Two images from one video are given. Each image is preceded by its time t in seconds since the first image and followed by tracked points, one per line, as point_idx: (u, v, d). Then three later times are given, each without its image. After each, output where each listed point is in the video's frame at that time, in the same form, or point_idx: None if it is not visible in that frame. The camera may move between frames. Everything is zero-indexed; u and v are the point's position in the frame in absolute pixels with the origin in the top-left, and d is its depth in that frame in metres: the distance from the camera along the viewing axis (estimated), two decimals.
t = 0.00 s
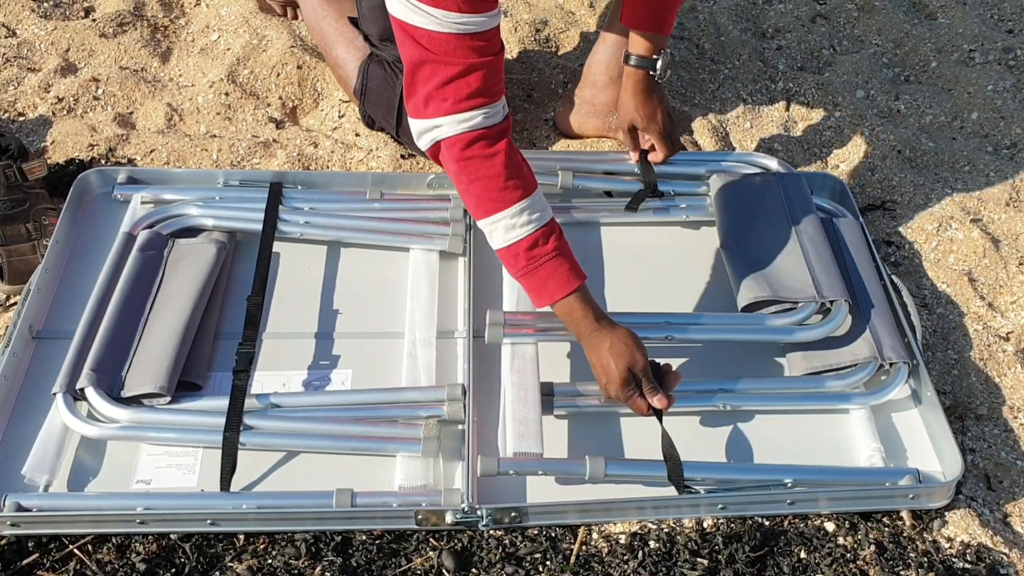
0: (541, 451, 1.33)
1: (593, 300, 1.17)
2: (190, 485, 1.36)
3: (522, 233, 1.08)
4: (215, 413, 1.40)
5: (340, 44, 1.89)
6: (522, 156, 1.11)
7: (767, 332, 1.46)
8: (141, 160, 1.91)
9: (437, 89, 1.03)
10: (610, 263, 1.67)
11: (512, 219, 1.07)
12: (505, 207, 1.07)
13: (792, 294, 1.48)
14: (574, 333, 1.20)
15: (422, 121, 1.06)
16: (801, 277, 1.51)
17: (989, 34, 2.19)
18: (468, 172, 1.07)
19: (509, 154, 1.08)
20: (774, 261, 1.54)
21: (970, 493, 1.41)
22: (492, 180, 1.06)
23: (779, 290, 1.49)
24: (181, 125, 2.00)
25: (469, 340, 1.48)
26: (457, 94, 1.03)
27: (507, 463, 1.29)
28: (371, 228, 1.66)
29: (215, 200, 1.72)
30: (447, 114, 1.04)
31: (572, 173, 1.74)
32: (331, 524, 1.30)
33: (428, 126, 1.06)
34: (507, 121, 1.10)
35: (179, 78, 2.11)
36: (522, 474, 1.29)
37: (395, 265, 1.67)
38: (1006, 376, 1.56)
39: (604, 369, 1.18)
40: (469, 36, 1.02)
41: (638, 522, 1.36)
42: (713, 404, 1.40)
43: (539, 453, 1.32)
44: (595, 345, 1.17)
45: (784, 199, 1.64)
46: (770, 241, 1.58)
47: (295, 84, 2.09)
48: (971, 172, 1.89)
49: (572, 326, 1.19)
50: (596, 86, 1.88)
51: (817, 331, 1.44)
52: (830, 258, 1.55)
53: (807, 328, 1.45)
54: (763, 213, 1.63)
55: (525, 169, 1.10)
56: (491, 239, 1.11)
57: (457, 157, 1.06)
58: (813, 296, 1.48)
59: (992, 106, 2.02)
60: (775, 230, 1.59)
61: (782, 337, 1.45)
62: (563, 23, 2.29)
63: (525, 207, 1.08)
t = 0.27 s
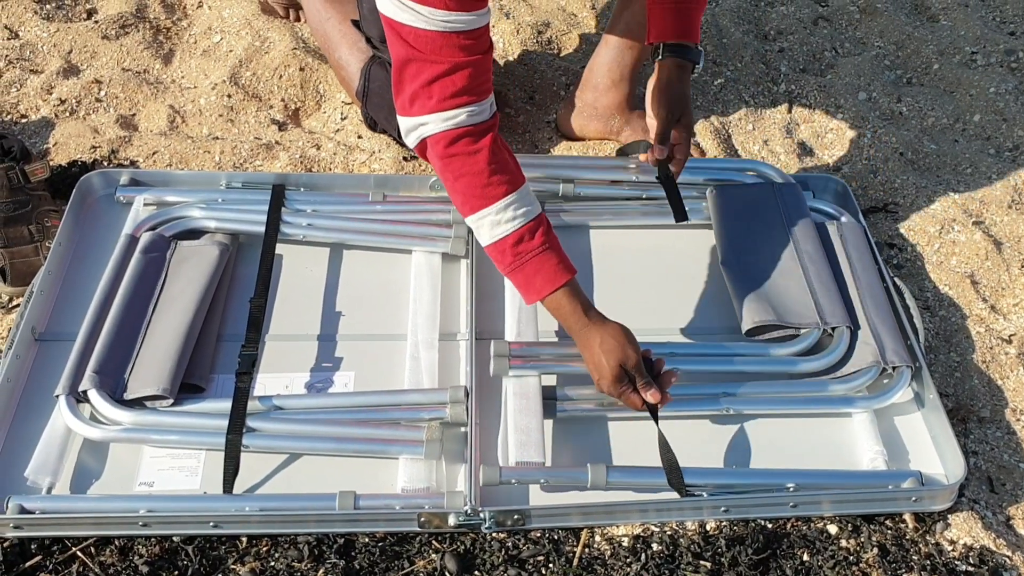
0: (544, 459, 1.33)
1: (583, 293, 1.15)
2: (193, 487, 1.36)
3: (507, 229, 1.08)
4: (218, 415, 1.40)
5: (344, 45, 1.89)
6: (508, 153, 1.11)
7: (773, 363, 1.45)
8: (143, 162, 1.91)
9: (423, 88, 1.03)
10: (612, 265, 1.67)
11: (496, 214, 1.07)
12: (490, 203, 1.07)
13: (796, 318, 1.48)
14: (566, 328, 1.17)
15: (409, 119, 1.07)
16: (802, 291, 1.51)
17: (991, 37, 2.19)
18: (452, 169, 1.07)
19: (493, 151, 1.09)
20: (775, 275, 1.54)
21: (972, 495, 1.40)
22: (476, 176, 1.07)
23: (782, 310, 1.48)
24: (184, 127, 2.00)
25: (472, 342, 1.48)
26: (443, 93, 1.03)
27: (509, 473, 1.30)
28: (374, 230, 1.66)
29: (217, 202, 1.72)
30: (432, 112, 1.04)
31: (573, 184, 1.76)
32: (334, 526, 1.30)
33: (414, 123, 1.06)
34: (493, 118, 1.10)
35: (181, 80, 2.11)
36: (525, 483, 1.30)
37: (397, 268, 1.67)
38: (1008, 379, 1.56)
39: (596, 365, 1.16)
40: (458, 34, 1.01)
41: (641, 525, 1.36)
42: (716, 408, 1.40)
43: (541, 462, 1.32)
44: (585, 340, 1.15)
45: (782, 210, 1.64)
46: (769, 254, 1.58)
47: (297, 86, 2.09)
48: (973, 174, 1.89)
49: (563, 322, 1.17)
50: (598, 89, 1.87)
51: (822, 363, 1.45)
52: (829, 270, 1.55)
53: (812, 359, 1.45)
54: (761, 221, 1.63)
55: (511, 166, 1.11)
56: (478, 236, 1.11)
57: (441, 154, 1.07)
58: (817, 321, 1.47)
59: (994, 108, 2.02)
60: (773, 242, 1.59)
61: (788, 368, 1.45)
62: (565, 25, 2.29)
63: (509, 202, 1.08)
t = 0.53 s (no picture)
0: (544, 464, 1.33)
1: (583, 290, 1.16)
2: (192, 488, 1.36)
3: (506, 229, 1.08)
4: (217, 417, 1.40)
5: (344, 46, 1.89)
6: (507, 153, 1.11)
7: (774, 366, 1.45)
8: (144, 164, 1.91)
9: (420, 91, 1.03)
10: (613, 267, 1.67)
11: (496, 214, 1.08)
12: (488, 203, 1.07)
13: (796, 322, 1.47)
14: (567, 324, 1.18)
15: (407, 121, 1.07)
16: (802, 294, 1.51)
17: (992, 38, 2.19)
18: (451, 170, 1.07)
19: (491, 152, 1.09)
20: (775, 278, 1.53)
21: (973, 497, 1.40)
22: (474, 177, 1.07)
23: (782, 314, 1.48)
24: (184, 129, 2.00)
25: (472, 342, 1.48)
26: (439, 96, 1.02)
27: (509, 478, 1.30)
28: (374, 232, 1.67)
29: (217, 203, 1.72)
30: (430, 115, 1.04)
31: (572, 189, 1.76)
32: (333, 529, 1.30)
33: (413, 125, 1.06)
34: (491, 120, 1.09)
35: (181, 81, 2.11)
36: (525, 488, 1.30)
37: (398, 269, 1.67)
38: (1009, 381, 1.56)
39: (596, 361, 1.17)
40: (455, 37, 1.00)
41: (641, 527, 1.36)
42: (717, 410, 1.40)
43: (541, 467, 1.32)
44: (585, 337, 1.16)
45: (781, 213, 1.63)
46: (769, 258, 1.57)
47: (297, 88, 2.09)
48: (973, 176, 1.89)
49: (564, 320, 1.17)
50: (597, 90, 1.87)
51: (822, 365, 1.44)
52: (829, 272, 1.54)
53: (813, 362, 1.45)
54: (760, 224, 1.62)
55: (509, 166, 1.10)
56: (477, 236, 1.11)
57: (439, 156, 1.07)
58: (819, 324, 1.46)
59: (994, 110, 2.02)
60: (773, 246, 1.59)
61: (789, 371, 1.45)
62: (566, 26, 2.29)
63: (508, 203, 1.08)
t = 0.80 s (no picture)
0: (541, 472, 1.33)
1: (596, 295, 1.13)
2: (188, 489, 1.36)
3: (518, 234, 1.08)
4: (213, 418, 1.40)
5: (342, 47, 1.89)
6: (517, 159, 1.11)
7: (790, 390, 1.40)
8: (142, 164, 1.91)
9: (430, 96, 1.04)
10: (611, 269, 1.68)
11: (508, 218, 1.07)
12: (500, 208, 1.07)
13: (810, 340, 1.44)
14: (580, 332, 1.15)
15: (417, 127, 1.07)
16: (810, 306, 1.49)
17: (990, 39, 2.19)
18: (463, 176, 1.07)
19: (502, 158, 1.09)
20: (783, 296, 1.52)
21: (970, 497, 1.40)
22: (486, 182, 1.07)
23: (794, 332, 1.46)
24: (183, 129, 2.00)
25: (469, 344, 1.48)
26: (450, 100, 1.04)
27: (506, 484, 1.29)
28: (372, 233, 1.67)
29: (215, 204, 1.72)
30: (441, 120, 1.04)
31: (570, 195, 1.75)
32: (329, 531, 1.30)
33: (423, 132, 1.07)
34: (501, 126, 1.10)
35: (180, 82, 2.11)
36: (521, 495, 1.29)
37: (397, 270, 1.67)
38: (1007, 381, 1.56)
39: (615, 367, 1.14)
40: (464, 42, 1.02)
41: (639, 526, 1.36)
42: (718, 419, 1.40)
43: (537, 475, 1.32)
44: (602, 343, 1.13)
45: (788, 230, 1.61)
46: (781, 280, 1.54)
47: (296, 88, 2.09)
48: (971, 176, 1.89)
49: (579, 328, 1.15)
50: (596, 91, 1.87)
51: (838, 386, 1.40)
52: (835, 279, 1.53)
53: (829, 383, 1.41)
54: (767, 242, 1.60)
55: (520, 172, 1.11)
56: (490, 243, 1.10)
57: (450, 163, 1.07)
58: (832, 341, 1.44)
59: (992, 110, 2.02)
60: (783, 266, 1.56)
61: (806, 394, 1.40)
62: (564, 27, 2.29)
63: (520, 206, 1.07)
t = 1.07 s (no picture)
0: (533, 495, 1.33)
1: (594, 313, 1.15)
2: (183, 490, 1.36)
3: (520, 250, 1.08)
4: (211, 419, 1.40)
5: (342, 46, 1.89)
6: (519, 176, 1.12)
7: (790, 412, 1.39)
8: (142, 163, 1.92)
9: (435, 110, 1.04)
10: (611, 271, 1.68)
11: (510, 234, 1.07)
12: (502, 224, 1.07)
13: (813, 363, 1.43)
14: (578, 350, 1.17)
15: (420, 141, 1.07)
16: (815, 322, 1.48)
17: (989, 39, 2.20)
18: (465, 191, 1.07)
19: (505, 175, 1.09)
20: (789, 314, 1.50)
21: (970, 497, 1.41)
22: (488, 198, 1.07)
23: (798, 353, 1.45)
24: (183, 129, 2.00)
25: (467, 351, 1.48)
26: (454, 117, 1.04)
27: (497, 505, 1.29)
28: (372, 233, 1.67)
29: (221, 205, 1.73)
30: (444, 136, 1.04)
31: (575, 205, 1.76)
32: (325, 534, 1.30)
33: (425, 146, 1.07)
34: (504, 144, 1.10)
35: (180, 81, 2.11)
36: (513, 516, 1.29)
37: (398, 274, 1.67)
38: (1006, 380, 1.56)
39: (614, 384, 1.16)
40: (469, 59, 1.03)
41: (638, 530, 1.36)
42: (717, 434, 1.39)
43: (529, 497, 1.32)
44: (601, 360, 1.15)
45: (794, 240, 1.61)
46: (786, 294, 1.54)
47: (296, 88, 2.09)
48: (971, 175, 1.89)
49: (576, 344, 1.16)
50: (596, 90, 1.88)
51: (840, 410, 1.38)
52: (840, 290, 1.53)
53: (830, 406, 1.39)
54: (774, 252, 1.60)
55: (521, 188, 1.11)
56: (490, 258, 1.11)
57: (453, 177, 1.07)
58: (837, 363, 1.43)
59: (991, 110, 2.02)
60: (789, 277, 1.55)
61: (806, 417, 1.39)
62: (564, 27, 2.30)
63: (522, 224, 1.08)
